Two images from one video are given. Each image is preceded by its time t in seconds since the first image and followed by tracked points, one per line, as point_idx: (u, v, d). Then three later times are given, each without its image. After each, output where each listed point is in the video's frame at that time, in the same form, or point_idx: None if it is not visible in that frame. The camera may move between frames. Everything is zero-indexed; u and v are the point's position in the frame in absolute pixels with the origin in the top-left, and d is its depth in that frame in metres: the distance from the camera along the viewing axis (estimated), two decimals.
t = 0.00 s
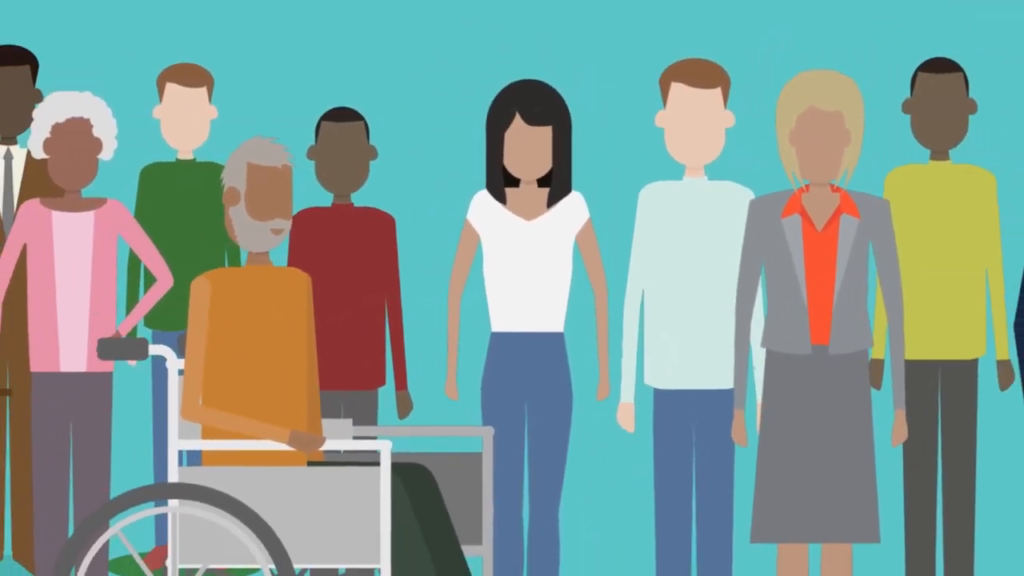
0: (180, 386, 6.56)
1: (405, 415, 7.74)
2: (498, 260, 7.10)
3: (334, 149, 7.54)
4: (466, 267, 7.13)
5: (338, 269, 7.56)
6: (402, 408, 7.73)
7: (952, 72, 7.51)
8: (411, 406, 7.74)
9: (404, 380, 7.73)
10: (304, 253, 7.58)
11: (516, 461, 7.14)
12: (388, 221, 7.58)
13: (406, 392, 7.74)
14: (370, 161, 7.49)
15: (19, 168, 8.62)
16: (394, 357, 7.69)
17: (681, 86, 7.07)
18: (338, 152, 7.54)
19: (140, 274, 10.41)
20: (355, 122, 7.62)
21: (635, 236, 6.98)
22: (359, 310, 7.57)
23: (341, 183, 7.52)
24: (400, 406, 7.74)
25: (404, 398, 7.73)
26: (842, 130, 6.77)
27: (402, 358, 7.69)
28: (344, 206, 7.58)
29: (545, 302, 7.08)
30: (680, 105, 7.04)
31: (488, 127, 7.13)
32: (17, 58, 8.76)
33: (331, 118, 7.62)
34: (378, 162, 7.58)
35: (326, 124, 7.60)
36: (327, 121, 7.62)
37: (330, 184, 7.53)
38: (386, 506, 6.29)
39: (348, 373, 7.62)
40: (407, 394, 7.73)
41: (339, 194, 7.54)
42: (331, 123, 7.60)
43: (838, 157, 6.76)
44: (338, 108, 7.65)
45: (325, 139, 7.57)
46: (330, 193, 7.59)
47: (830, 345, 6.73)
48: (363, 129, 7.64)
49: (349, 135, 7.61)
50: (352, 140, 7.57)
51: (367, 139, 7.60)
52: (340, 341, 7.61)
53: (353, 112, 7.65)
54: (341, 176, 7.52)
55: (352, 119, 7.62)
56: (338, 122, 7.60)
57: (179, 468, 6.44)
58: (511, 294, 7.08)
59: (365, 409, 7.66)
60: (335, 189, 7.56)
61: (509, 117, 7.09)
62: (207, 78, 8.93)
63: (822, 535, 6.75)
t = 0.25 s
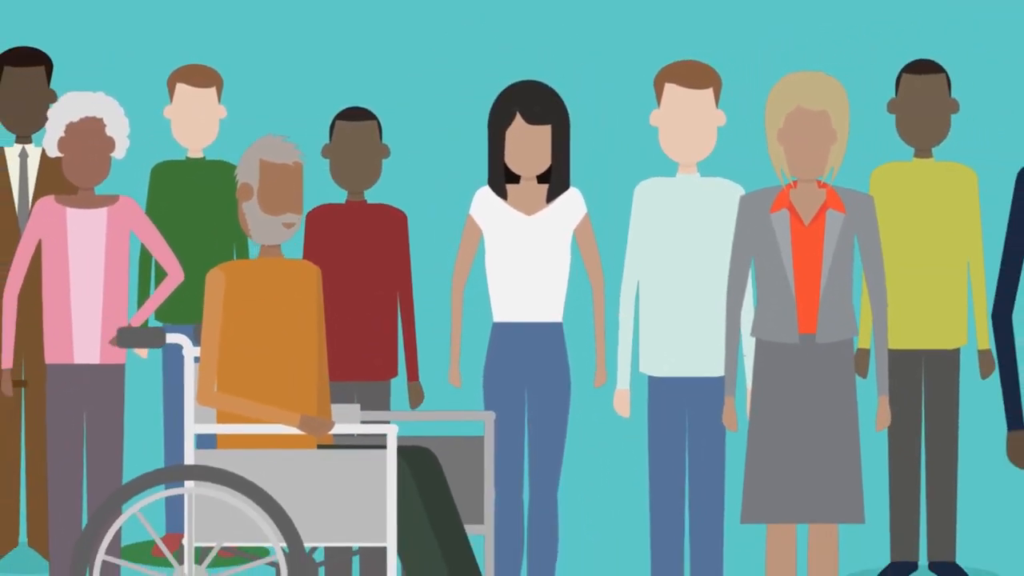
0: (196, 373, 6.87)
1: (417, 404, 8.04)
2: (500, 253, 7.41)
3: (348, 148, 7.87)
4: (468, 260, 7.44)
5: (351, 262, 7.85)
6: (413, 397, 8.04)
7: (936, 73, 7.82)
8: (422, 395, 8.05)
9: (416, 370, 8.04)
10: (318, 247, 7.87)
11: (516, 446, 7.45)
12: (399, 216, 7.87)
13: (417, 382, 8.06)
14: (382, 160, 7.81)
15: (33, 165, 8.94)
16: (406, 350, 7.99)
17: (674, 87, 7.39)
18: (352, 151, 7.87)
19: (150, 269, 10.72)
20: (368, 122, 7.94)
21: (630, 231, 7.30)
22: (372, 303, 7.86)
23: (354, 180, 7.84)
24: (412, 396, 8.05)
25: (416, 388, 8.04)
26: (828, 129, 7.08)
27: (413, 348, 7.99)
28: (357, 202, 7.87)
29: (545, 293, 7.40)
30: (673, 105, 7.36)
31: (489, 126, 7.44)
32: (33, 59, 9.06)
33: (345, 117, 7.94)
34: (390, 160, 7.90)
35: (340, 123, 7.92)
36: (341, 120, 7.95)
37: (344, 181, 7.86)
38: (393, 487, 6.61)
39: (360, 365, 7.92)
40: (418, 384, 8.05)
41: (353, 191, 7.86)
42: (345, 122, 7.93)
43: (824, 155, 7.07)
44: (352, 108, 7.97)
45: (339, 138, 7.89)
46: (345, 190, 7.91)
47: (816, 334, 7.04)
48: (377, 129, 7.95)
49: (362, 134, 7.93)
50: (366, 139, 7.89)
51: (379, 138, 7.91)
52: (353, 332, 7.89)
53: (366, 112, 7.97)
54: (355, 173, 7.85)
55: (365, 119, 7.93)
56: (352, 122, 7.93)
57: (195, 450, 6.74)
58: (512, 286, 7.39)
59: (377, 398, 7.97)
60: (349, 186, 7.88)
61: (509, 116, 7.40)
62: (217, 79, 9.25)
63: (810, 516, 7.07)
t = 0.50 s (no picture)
0: (208, 362, 7.15)
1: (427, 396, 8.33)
2: (501, 247, 7.70)
3: (360, 147, 8.13)
4: (470, 254, 7.73)
5: (363, 258, 8.14)
6: (423, 389, 8.32)
7: (920, 74, 8.12)
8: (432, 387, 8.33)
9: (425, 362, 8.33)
10: (332, 245, 8.15)
11: (516, 433, 7.74)
12: (410, 214, 8.15)
13: (427, 374, 8.34)
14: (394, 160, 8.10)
15: (46, 165, 9.24)
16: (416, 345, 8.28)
17: (668, 87, 7.68)
18: (363, 150, 8.13)
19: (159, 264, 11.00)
20: (380, 121, 8.20)
21: (626, 226, 7.59)
22: (383, 297, 8.16)
23: (366, 178, 8.12)
24: (422, 387, 8.33)
25: (426, 380, 8.32)
26: (816, 128, 7.37)
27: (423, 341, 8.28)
28: (369, 200, 8.16)
29: (544, 286, 7.69)
30: (668, 104, 7.65)
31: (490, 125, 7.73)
32: (45, 60, 9.31)
33: (357, 117, 8.19)
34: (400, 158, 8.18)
35: (352, 123, 8.17)
36: (353, 119, 8.19)
37: (356, 179, 8.13)
38: (399, 471, 6.89)
39: (371, 358, 8.21)
40: (428, 376, 8.34)
41: (365, 189, 8.14)
42: (357, 122, 8.18)
43: (813, 153, 7.36)
44: (364, 107, 8.23)
45: (351, 137, 8.15)
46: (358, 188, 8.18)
47: (805, 324, 7.33)
48: (388, 128, 8.22)
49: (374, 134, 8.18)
50: (377, 139, 8.15)
51: (391, 136, 8.19)
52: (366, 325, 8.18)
53: (377, 111, 8.23)
54: (367, 172, 8.12)
55: (376, 118, 8.20)
56: (365, 122, 8.18)
57: (208, 436, 7.03)
58: (512, 279, 7.68)
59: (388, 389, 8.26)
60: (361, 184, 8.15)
61: (510, 116, 7.69)
62: (225, 79, 9.54)
63: (798, 499, 7.36)
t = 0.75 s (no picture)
0: (220, 352, 7.42)
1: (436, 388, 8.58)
2: (502, 242, 7.96)
3: (371, 146, 8.39)
4: (472, 249, 7.99)
5: (375, 254, 8.41)
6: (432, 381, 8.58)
7: (908, 75, 8.38)
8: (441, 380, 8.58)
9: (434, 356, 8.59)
10: (344, 241, 8.42)
11: (516, 422, 8.01)
12: (420, 211, 8.42)
13: (437, 367, 8.60)
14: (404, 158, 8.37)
15: (58, 163, 9.51)
16: (425, 339, 8.56)
17: (664, 87, 7.94)
18: (374, 148, 8.39)
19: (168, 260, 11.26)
20: (390, 120, 8.46)
21: (623, 222, 7.86)
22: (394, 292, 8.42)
23: (377, 176, 8.39)
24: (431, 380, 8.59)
25: (434, 373, 8.58)
26: (806, 126, 7.64)
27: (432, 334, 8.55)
28: (380, 197, 8.42)
29: (544, 279, 7.95)
30: (663, 104, 7.91)
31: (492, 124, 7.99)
32: (57, 61, 9.55)
33: (367, 116, 8.46)
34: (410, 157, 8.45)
35: (362, 122, 8.43)
36: (364, 118, 8.46)
37: (367, 177, 8.40)
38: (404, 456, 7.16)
39: (381, 352, 8.47)
40: (436, 369, 8.60)
41: (375, 186, 8.41)
42: (368, 121, 8.44)
43: (803, 151, 7.62)
44: (374, 107, 8.49)
45: (362, 136, 8.41)
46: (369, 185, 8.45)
47: (795, 316, 7.59)
48: (398, 127, 8.48)
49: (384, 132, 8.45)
50: (387, 138, 8.41)
51: (400, 135, 8.45)
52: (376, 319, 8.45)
53: (387, 111, 8.49)
54: (378, 170, 8.39)
55: (387, 117, 8.46)
56: (375, 121, 8.44)
57: (220, 423, 7.29)
58: (513, 273, 7.95)
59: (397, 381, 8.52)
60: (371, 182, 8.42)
61: (511, 115, 7.95)
62: (233, 80, 9.79)
63: (788, 485, 7.62)
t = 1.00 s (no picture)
0: (230, 344, 7.65)
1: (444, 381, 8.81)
2: (502, 238, 8.20)
3: (380, 144, 8.63)
4: (473, 244, 8.23)
5: (384, 249, 8.64)
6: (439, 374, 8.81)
7: (897, 75, 8.62)
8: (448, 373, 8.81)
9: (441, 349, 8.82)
10: (354, 238, 8.65)
11: (517, 411, 8.25)
12: (428, 208, 8.65)
13: (444, 361, 8.82)
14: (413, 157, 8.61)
15: (67, 162, 9.70)
16: (433, 333, 8.79)
17: (659, 88, 8.19)
18: (383, 146, 8.63)
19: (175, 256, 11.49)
20: (399, 119, 8.70)
21: (620, 218, 8.11)
22: (402, 287, 8.66)
23: (386, 174, 8.64)
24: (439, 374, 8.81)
25: (442, 366, 8.81)
26: (798, 125, 7.87)
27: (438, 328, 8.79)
28: (389, 194, 8.66)
29: (544, 274, 8.20)
30: (659, 103, 8.16)
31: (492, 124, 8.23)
32: (67, 62, 9.75)
33: (377, 115, 8.69)
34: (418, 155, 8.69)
35: (372, 121, 8.67)
36: (374, 117, 8.70)
37: (376, 175, 8.65)
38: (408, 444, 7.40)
39: (389, 345, 8.71)
40: (444, 362, 8.82)
41: (385, 184, 8.65)
42: (377, 119, 8.68)
43: (794, 149, 7.86)
44: (384, 106, 8.72)
45: (372, 134, 8.65)
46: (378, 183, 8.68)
47: (787, 309, 7.83)
48: (407, 125, 8.72)
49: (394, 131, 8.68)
50: (397, 136, 8.65)
51: (409, 134, 8.69)
52: (385, 313, 8.68)
53: (396, 110, 8.73)
54: (386, 167, 8.63)
55: (396, 117, 8.69)
56: (384, 120, 8.67)
57: (230, 413, 7.52)
58: (513, 267, 8.19)
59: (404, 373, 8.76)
60: (380, 179, 8.66)
61: (511, 114, 8.19)
62: (238, 80, 10.03)
63: (781, 473, 7.87)
